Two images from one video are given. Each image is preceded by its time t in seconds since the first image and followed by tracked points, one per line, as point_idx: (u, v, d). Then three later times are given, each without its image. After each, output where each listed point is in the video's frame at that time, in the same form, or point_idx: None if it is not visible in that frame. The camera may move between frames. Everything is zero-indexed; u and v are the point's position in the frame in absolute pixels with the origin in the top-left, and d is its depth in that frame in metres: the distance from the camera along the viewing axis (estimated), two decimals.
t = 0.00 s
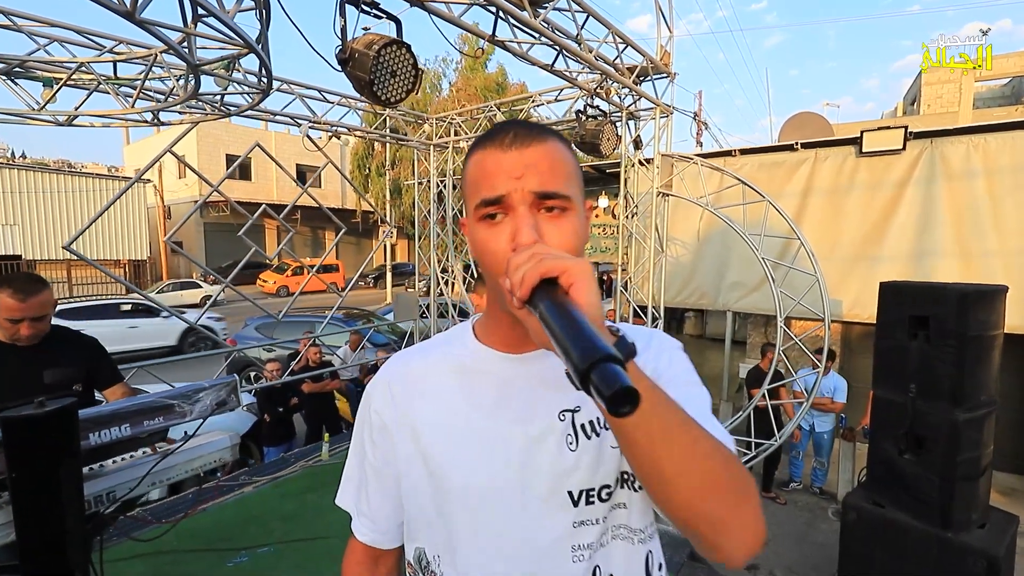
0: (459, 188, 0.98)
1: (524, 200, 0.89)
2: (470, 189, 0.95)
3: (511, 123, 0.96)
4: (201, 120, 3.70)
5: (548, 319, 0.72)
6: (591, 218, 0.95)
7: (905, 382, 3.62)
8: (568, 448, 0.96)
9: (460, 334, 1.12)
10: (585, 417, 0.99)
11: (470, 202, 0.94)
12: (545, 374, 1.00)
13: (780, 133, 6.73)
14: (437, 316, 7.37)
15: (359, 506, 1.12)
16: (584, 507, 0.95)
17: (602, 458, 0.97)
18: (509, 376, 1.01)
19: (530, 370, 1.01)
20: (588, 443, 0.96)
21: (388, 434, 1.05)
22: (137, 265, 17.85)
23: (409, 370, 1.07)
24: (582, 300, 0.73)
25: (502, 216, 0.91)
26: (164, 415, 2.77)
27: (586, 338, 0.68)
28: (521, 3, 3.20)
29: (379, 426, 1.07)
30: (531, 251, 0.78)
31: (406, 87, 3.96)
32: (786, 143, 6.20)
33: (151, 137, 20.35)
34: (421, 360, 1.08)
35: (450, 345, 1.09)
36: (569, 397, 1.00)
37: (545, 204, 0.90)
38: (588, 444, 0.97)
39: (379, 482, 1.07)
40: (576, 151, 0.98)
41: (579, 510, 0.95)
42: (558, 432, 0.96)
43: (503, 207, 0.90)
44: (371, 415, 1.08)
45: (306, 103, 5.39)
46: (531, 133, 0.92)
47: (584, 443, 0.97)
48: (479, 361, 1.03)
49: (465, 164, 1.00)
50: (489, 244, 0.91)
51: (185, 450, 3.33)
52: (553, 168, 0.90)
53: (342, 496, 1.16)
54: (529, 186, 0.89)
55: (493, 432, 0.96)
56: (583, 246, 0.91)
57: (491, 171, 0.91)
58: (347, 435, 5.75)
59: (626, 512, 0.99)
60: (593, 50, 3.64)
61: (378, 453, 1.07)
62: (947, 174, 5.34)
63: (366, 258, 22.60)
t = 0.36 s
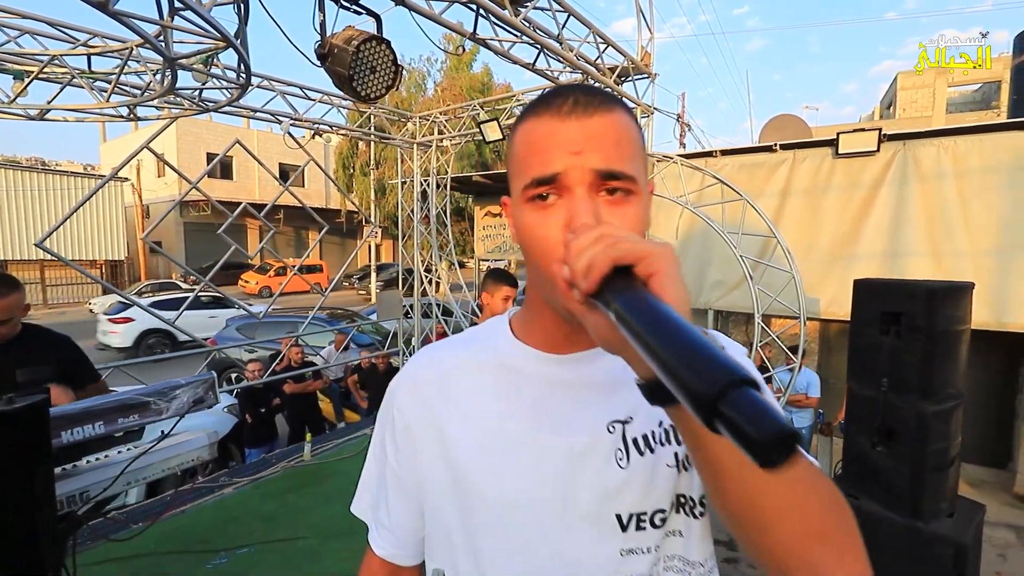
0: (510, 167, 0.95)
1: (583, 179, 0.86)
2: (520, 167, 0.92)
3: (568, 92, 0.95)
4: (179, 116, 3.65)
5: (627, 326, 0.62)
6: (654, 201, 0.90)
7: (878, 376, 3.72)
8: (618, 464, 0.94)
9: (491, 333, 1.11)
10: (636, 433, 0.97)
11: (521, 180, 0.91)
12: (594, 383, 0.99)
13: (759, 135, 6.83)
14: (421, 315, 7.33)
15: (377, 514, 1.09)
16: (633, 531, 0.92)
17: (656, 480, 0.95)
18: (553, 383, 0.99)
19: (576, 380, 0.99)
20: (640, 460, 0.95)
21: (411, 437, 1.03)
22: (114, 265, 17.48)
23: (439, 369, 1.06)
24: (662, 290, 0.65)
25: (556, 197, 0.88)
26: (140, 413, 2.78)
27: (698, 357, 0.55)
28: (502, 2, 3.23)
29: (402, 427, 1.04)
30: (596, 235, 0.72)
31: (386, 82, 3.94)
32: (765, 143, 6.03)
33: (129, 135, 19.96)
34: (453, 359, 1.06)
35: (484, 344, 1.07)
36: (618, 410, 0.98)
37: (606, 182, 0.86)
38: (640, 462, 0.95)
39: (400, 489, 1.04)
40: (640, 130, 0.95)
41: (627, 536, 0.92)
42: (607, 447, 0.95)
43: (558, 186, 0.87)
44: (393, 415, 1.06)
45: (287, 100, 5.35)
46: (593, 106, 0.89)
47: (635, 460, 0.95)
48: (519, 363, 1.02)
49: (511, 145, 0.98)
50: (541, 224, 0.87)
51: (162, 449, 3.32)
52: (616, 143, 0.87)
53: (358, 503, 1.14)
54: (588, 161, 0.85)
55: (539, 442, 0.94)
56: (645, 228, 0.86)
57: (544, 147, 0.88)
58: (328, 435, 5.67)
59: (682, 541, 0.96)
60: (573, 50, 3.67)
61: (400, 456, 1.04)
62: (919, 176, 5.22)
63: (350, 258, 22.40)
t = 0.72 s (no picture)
0: (560, 132, 0.93)
1: (653, 155, 0.83)
2: (577, 137, 0.89)
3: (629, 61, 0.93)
4: (150, 113, 3.55)
5: (737, 398, 0.57)
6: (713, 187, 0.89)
7: (849, 372, 3.83)
8: (657, 492, 0.95)
9: (512, 340, 1.09)
10: (675, 461, 0.99)
11: (577, 150, 0.88)
12: (631, 405, 1.00)
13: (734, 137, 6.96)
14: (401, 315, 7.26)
15: (371, 537, 1.03)
16: (671, 564, 0.93)
17: (697, 509, 0.97)
18: (585, 401, 0.99)
19: (614, 398, 1.00)
20: (678, 489, 0.96)
21: (419, 458, 0.98)
22: (80, 266, 16.89)
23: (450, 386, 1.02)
24: (772, 346, 0.63)
25: (619, 174, 0.85)
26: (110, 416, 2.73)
27: (796, 403, 0.51)
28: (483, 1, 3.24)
29: (403, 443, 1.00)
30: (685, 263, 0.67)
31: (366, 79, 3.92)
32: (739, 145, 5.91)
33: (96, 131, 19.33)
34: (472, 363, 1.04)
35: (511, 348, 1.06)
36: (657, 434, 1.00)
37: (671, 165, 0.84)
38: (677, 492, 0.96)
39: (399, 512, 0.99)
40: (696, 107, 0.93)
41: (664, 571, 0.92)
42: (646, 474, 0.96)
43: (623, 164, 0.85)
44: (394, 431, 1.01)
45: (262, 97, 5.25)
46: (656, 82, 0.88)
47: (673, 489, 0.96)
48: (547, 380, 1.01)
49: (561, 112, 0.95)
50: (598, 206, 0.84)
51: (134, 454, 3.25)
52: (680, 115, 0.86)
53: (350, 522, 1.08)
54: (660, 137, 0.84)
55: (565, 468, 0.93)
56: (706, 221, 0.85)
57: (610, 117, 0.86)
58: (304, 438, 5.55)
59: (717, 573, 0.97)
60: (553, 51, 3.69)
61: (400, 478, 0.99)
62: (887, 178, 5.22)
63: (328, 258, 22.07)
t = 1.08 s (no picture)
0: (529, 107, 0.86)
1: (644, 146, 0.76)
2: (553, 120, 0.82)
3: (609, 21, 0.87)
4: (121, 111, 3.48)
5: (824, 494, 0.38)
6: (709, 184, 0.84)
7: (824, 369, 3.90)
8: (640, 557, 0.85)
9: (451, 375, 0.99)
10: (659, 519, 0.89)
11: (551, 134, 0.81)
12: (603, 454, 0.90)
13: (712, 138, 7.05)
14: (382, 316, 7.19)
15: None
16: None
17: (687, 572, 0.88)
18: (544, 445, 0.90)
19: (579, 441, 0.91)
20: (663, 552, 0.87)
21: (340, 538, 0.84)
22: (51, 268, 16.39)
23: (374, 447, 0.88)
24: (852, 401, 0.46)
25: (603, 167, 0.77)
26: (78, 423, 2.69)
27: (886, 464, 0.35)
28: (460, 0, 3.24)
29: (319, 519, 0.85)
30: (712, 275, 0.46)
31: (342, 79, 3.88)
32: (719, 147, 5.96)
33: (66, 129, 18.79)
34: (408, 408, 0.92)
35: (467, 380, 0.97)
36: (638, 487, 0.90)
37: (666, 161, 0.78)
38: (663, 555, 0.87)
39: None
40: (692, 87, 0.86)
41: None
42: (628, 535, 0.86)
43: (608, 155, 0.77)
44: (312, 505, 0.86)
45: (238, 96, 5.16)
46: (646, 49, 0.83)
47: (658, 552, 0.87)
48: (495, 422, 0.91)
49: (534, 82, 0.86)
50: (572, 204, 0.77)
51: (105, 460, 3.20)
52: (671, 91, 0.81)
53: None
54: (650, 120, 0.77)
55: (517, 530, 0.81)
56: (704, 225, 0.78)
57: (591, 98, 0.79)
58: (285, 441, 5.42)
59: None
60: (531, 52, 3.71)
61: (316, 562, 0.84)
62: (860, 179, 5.31)
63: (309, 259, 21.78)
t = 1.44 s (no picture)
0: (478, 50, 0.79)
1: (622, 95, 0.71)
2: (508, 67, 0.75)
3: None
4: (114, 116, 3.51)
5: None
6: (682, 152, 0.84)
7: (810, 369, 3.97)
8: None
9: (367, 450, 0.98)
10: None
11: (503, 73, 0.75)
12: (549, 530, 0.96)
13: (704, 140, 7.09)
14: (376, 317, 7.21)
15: None
16: None
17: None
18: (491, 520, 0.93)
19: (529, 517, 0.96)
20: None
21: None
22: (41, 269, 16.28)
23: (225, 571, 0.87)
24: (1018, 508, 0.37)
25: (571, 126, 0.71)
26: (73, 425, 3.12)
27: None
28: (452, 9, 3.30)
29: None
30: (775, 315, 0.37)
31: (336, 87, 3.90)
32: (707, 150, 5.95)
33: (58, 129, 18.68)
34: (339, 497, 0.93)
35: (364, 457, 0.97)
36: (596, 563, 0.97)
37: (652, 114, 0.75)
38: None
39: None
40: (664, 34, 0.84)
41: None
42: None
43: (579, 109, 0.71)
44: None
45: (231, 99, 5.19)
46: None
47: None
48: (436, 503, 0.92)
49: (489, 24, 0.80)
50: (533, 165, 0.71)
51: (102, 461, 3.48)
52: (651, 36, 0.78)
53: None
54: (628, 64, 0.73)
55: None
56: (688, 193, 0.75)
57: (561, 36, 0.73)
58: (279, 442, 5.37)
59: None
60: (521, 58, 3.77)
61: None
62: (847, 182, 5.37)
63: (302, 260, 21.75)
